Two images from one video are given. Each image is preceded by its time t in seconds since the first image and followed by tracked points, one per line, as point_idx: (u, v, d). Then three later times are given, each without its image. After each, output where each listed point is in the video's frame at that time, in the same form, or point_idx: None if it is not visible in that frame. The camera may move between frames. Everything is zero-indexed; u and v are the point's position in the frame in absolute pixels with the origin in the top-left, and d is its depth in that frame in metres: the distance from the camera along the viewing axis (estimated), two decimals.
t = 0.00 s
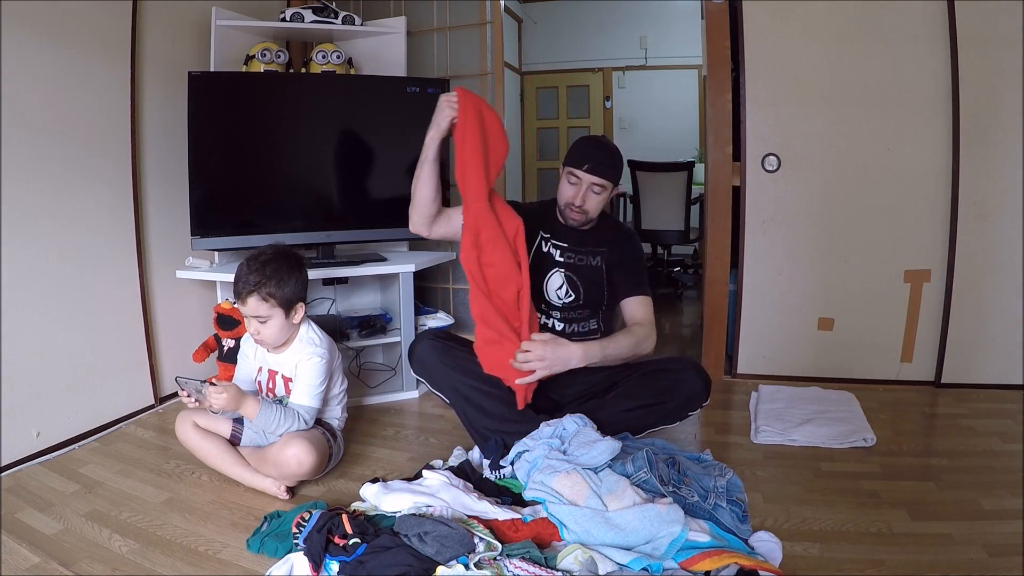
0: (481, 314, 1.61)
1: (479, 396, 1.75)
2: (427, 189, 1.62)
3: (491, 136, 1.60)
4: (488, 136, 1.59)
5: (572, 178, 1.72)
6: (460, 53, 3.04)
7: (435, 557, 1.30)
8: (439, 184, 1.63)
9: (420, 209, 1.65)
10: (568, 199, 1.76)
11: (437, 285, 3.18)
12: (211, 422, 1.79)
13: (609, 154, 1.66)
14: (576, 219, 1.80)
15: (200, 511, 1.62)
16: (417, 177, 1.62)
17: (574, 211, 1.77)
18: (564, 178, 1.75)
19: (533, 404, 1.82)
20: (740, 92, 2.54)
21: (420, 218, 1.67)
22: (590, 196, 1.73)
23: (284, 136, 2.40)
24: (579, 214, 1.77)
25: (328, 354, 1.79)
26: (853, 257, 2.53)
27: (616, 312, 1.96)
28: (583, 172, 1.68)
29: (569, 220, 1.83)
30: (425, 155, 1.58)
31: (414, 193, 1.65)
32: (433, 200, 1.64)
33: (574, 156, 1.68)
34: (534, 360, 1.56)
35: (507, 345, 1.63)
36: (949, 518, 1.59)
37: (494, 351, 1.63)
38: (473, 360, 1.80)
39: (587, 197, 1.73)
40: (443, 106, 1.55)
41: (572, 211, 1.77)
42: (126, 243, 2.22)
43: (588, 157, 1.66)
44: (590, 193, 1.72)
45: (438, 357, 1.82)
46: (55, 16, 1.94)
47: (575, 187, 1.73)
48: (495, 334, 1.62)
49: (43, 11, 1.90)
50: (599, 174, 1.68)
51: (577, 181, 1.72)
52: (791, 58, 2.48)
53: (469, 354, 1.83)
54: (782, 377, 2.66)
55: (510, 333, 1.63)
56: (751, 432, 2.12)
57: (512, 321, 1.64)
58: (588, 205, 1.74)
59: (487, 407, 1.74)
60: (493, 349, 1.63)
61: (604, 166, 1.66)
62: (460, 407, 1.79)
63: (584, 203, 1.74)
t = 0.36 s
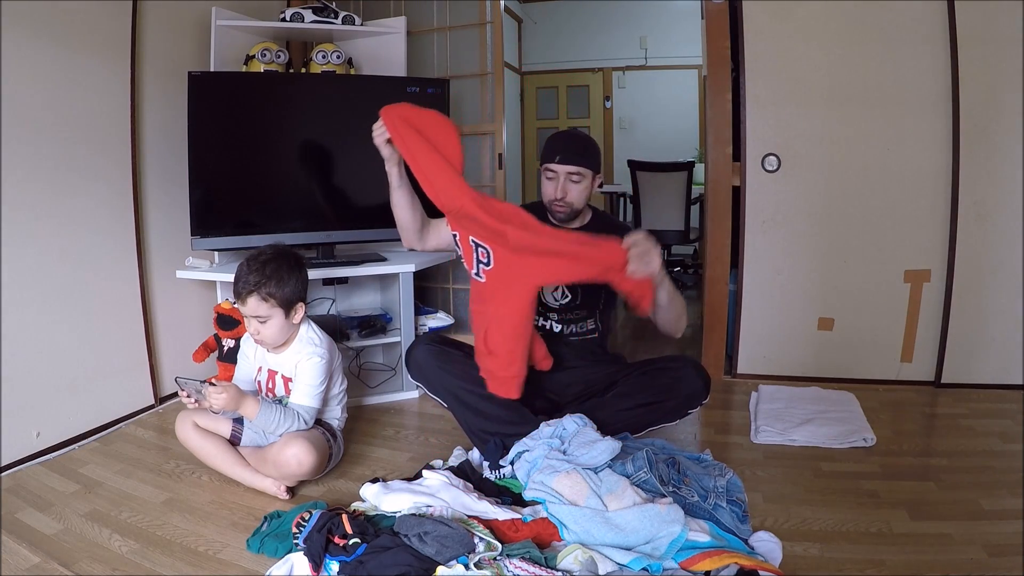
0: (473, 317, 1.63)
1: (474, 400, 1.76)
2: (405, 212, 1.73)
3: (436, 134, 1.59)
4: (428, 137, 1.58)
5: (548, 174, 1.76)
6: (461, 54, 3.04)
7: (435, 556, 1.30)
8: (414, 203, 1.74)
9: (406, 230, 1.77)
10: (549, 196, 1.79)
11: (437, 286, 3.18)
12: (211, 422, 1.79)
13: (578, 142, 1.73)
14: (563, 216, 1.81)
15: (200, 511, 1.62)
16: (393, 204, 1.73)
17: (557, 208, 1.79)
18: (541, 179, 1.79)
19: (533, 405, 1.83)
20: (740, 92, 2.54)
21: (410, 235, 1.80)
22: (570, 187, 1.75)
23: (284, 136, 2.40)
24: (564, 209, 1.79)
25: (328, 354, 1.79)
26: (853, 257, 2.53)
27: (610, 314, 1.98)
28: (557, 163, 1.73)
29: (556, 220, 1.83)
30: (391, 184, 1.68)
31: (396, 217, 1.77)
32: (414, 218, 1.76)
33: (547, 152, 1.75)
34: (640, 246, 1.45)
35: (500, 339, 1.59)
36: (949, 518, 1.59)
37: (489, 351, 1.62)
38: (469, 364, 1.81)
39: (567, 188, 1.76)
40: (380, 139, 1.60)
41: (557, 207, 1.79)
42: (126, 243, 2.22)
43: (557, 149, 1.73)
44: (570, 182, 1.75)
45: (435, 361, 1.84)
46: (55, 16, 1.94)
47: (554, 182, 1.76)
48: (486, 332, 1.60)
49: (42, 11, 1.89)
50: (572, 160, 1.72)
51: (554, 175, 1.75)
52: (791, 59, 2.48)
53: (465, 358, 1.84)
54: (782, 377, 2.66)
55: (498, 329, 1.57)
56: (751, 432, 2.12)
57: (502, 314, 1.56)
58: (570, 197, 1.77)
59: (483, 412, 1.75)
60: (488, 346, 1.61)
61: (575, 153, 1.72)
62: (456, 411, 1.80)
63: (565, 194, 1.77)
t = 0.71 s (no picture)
0: (546, 296, 1.51)
1: (476, 398, 1.75)
2: (411, 223, 1.72)
3: (432, 126, 1.60)
4: (422, 127, 1.58)
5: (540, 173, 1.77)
6: (461, 54, 3.04)
7: (435, 556, 1.30)
8: (419, 215, 1.72)
9: (412, 242, 1.75)
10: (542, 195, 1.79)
11: (437, 286, 3.18)
12: (211, 422, 1.79)
13: (565, 139, 1.76)
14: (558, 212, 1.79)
15: (200, 511, 1.62)
16: (399, 217, 1.72)
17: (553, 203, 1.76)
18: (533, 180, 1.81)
19: (533, 405, 1.82)
20: (740, 93, 2.53)
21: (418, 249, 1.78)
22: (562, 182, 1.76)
23: (284, 136, 2.40)
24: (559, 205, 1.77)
25: (327, 354, 1.79)
26: (854, 257, 2.53)
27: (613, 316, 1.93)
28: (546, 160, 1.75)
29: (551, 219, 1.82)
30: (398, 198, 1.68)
31: (402, 230, 1.75)
32: (419, 231, 1.74)
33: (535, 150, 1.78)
34: (689, 174, 1.57)
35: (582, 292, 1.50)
36: (949, 518, 1.59)
37: (584, 315, 1.50)
38: (470, 363, 1.81)
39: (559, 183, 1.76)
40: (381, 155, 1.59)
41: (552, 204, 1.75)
42: (126, 243, 2.22)
43: (545, 147, 1.76)
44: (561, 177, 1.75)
45: (435, 360, 1.83)
46: (54, 16, 1.93)
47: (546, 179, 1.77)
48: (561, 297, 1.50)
49: (42, 11, 1.89)
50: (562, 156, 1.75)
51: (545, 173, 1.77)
52: (791, 59, 2.48)
53: (466, 359, 1.83)
54: (782, 377, 2.66)
55: (583, 277, 1.51)
56: (751, 432, 2.12)
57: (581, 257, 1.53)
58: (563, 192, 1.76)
59: (484, 410, 1.74)
60: (581, 311, 1.50)
61: (560, 147, 1.75)
62: (457, 411, 1.79)
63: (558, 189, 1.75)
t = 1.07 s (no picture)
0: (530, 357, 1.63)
1: (475, 401, 1.76)
2: (410, 227, 1.66)
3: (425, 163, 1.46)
4: (415, 160, 1.45)
5: (545, 169, 1.76)
6: (461, 54, 3.04)
7: (435, 557, 1.30)
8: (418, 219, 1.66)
9: (411, 245, 1.71)
10: (547, 191, 1.78)
11: (437, 285, 3.18)
12: (211, 422, 1.79)
13: (570, 135, 1.75)
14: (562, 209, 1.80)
15: (200, 511, 1.62)
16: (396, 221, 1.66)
17: (558, 200, 1.78)
18: (537, 175, 1.79)
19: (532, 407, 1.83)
20: (740, 92, 2.53)
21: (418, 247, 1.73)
22: (567, 179, 1.76)
23: (284, 136, 2.40)
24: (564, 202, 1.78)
25: (327, 354, 1.79)
26: (854, 257, 2.53)
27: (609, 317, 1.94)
28: (552, 155, 1.74)
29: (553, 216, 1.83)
30: (392, 206, 1.62)
31: (399, 233, 1.70)
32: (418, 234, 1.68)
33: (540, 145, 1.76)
34: (694, 229, 1.49)
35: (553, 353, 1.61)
36: (949, 519, 1.59)
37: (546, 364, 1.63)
38: (468, 367, 1.82)
39: (565, 180, 1.76)
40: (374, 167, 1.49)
41: (557, 200, 1.78)
42: (126, 243, 2.22)
43: (552, 142, 1.74)
44: (567, 174, 1.76)
45: (433, 364, 1.83)
46: (55, 16, 1.93)
47: (551, 176, 1.76)
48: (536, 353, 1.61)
49: (42, 11, 1.89)
50: (569, 152, 1.74)
51: (551, 169, 1.76)
52: (791, 59, 2.48)
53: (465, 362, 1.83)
54: (782, 377, 2.66)
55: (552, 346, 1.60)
56: (751, 432, 2.12)
57: (551, 323, 1.57)
58: (568, 189, 1.77)
59: (483, 412, 1.74)
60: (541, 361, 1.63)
61: (568, 144, 1.74)
62: (456, 414, 1.79)
63: (564, 186, 1.76)
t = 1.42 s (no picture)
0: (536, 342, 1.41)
1: (474, 405, 1.75)
2: (408, 257, 1.67)
3: (435, 148, 1.52)
4: (427, 145, 1.52)
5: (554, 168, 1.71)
6: (461, 54, 3.04)
7: (435, 556, 1.30)
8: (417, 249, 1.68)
9: (410, 275, 1.72)
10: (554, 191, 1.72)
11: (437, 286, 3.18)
12: (211, 422, 1.79)
13: (580, 136, 1.71)
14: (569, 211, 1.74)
15: (200, 511, 1.62)
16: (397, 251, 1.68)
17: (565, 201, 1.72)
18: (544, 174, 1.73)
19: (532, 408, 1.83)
20: (740, 92, 2.53)
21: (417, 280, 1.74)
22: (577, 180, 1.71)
23: (284, 136, 2.40)
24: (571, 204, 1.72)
25: (327, 354, 1.79)
26: (854, 257, 2.53)
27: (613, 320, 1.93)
28: (564, 154, 1.69)
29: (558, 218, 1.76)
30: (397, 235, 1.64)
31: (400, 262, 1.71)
32: (417, 265, 1.70)
33: (549, 145, 1.71)
34: (705, 178, 1.37)
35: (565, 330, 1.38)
36: (949, 519, 1.59)
37: (561, 352, 1.38)
38: (467, 370, 1.80)
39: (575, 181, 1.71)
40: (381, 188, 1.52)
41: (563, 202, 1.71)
42: (126, 243, 2.22)
43: (563, 141, 1.69)
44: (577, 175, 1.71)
45: (431, 369, 1.81)
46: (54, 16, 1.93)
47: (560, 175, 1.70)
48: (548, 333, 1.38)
49: (42, 11, 1.89)
50: (580, 154, 1.70)
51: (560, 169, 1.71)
52: (791, 59, 2.47)
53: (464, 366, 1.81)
54: (782, 378, 2.66)
55: (561, 313, 1.38)
56: (751, 432, 2.12)
57: (562, 291, 1.39)
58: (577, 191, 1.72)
59: (483, 416, 1.75)
60: (555, 347, 1.38)
61: (579, 146, 1.70)
62: (455, 418, 1.80)
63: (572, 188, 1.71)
